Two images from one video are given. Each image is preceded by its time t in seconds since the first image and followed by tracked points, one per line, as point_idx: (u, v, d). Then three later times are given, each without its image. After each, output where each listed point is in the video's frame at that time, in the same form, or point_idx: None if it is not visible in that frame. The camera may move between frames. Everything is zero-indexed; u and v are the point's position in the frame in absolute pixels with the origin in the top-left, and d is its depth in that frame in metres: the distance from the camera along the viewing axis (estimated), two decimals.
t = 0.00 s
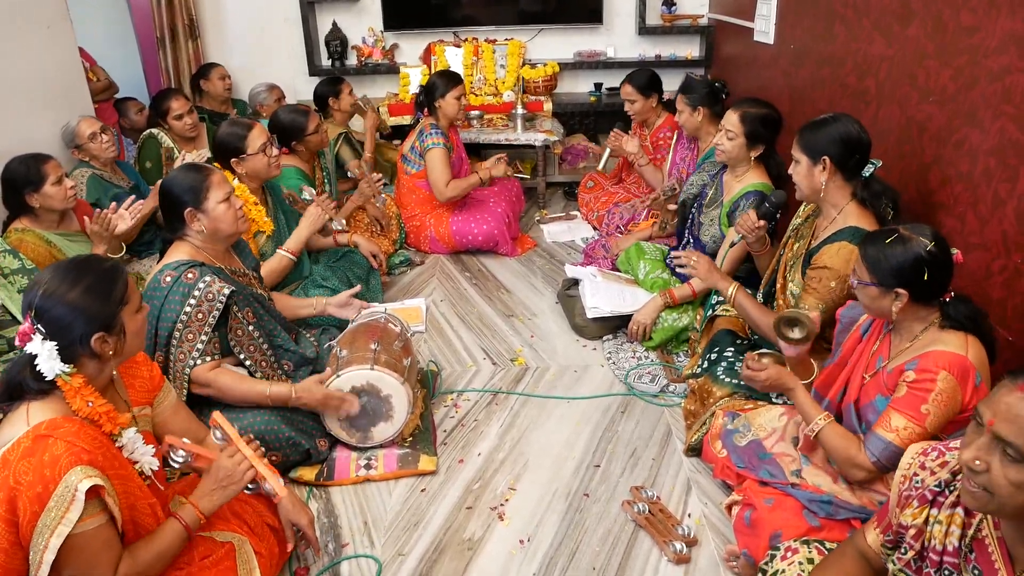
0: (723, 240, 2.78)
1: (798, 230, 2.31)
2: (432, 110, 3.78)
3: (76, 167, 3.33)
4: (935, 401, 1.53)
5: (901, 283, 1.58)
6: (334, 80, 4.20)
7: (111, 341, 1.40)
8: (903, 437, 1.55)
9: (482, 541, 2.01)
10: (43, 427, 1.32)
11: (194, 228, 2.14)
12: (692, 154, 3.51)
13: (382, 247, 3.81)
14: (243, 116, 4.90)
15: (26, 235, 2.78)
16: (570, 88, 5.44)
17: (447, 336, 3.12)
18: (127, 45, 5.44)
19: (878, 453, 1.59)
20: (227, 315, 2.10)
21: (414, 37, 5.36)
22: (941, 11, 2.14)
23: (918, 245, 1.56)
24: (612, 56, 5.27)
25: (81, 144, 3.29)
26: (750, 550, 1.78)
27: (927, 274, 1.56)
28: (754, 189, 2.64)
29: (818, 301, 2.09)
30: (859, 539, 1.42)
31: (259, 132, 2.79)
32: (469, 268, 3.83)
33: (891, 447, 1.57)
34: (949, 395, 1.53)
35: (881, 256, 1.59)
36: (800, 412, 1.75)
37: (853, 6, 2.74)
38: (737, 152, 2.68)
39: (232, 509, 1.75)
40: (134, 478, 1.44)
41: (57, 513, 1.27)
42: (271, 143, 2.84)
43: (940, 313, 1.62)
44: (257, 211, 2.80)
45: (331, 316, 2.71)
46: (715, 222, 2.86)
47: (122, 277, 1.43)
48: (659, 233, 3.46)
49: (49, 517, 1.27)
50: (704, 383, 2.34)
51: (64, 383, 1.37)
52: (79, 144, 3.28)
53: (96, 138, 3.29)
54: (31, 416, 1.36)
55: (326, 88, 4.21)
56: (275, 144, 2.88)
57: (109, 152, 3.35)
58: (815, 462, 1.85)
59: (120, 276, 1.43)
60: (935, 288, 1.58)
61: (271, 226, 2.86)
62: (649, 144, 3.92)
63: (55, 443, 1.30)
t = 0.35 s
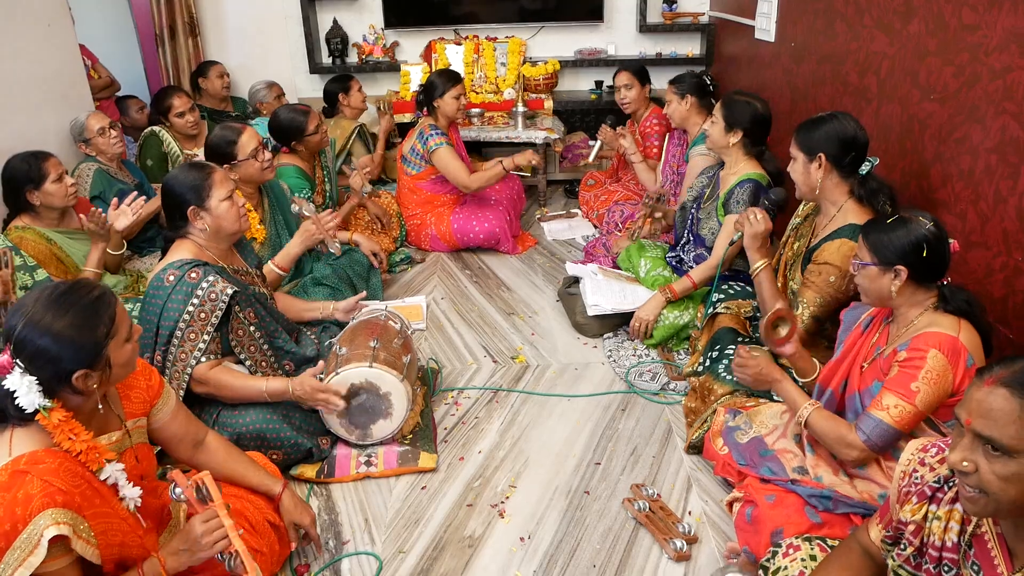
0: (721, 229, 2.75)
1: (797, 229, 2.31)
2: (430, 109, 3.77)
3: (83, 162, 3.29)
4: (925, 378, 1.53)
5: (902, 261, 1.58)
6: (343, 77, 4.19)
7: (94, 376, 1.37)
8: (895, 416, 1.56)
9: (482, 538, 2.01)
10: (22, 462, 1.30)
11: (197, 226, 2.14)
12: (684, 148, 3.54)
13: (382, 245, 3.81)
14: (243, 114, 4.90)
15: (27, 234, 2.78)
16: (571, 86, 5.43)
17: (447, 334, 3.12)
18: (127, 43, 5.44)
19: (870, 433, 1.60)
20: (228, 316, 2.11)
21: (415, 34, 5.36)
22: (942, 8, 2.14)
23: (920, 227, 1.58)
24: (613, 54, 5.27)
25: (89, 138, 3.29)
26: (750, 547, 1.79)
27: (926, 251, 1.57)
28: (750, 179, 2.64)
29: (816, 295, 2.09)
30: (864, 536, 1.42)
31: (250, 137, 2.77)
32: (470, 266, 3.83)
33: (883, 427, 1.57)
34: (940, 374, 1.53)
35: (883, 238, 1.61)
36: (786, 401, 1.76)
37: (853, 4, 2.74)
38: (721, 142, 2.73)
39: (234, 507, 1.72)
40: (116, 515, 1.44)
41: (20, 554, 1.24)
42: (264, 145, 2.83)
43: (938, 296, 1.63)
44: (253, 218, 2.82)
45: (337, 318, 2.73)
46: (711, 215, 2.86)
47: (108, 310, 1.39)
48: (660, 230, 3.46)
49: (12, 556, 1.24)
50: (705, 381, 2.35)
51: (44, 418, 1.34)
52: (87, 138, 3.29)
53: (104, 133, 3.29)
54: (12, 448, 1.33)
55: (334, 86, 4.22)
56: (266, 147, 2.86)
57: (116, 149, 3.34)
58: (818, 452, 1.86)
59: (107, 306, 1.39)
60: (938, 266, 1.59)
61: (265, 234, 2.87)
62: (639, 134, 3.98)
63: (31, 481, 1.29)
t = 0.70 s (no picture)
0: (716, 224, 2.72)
1: (800, 228, 2.31)
2: (431, 109, 3.76)
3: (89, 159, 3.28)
4: (930, 377, 1.53)
5: (909, 255, 1.58)
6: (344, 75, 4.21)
7: (83, 386, 1.36)
8: (900, 416, 1.55)
9: (482, 537, 2.01)
10: (14, 468, 1.31)
11: (197, 224, 2.14)
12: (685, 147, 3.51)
13: (382, 243, 3.81)
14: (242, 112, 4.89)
15: (27, 232, 2.78)
16: (571, 84, 5.43)
17: (447, 332, 3.12)
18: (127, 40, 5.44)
19: (876, 432, 1.59)
20: (228, 313, 2.11)
21: (415, 33, 5.35)
22: (942, 6, 2.14)
23: (929, 222, 1.58)
24: (613, 52, 5.27)
25: (97, 133, 3.29)
26: (750, 546, 1.78)
27: (933, 246, 1.57)
28: (744, 172, 2.63)
29: (806, 292, 2.09)
30: (859, 536, 1.43)
31: (255, 134, 2.77)
32: (470, 264, 3.83)
33: (889, 426, 1.57)
34: (943, 372, 1.53)
35: (890, 232, 1.59)
36: (805, 388, 1.76)
37: (854, 2, 2.73)
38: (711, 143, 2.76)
39: (234, 506, 1.72)
40: (110, 521, 1.43)
41: (8, 564, 1.25)
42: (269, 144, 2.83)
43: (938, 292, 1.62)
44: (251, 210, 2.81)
45: (337, 317, 2.73)
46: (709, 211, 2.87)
47: (97, 318, 1.38)
48: (660, 229, 3.46)
49: None
50: (705, 380, 2.34)
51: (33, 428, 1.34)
52: (95, 133, 3.29)
53: (113, 129, 3.29)
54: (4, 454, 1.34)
55: (335, 84, 4.23)
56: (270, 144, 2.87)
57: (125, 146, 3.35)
58: (818, 452, 1.86)
59: (95, 314, 1.38)
60: (943, 263, 1.59)
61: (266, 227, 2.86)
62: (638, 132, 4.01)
63: (21, 488, 1.29)
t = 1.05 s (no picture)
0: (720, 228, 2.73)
1: (798, 227, 2.31)
2: (433, 106, 3.78)
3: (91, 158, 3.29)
4: (939, 391, 1.52)
5: (920, 261, 1.57)
6: (335, 74, 4.19)
7: (88, 356, 1.37)
8: (907, 428, 1.55)
9: (482, 535, 2.01)
10: (19, 442, 1.31)
11: (197, 223, 2.14)
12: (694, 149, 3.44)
13: (382, 242, 3.80)
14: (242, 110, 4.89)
15: (26, 230, 2.78)
16: (571, 83, 5.43)
17: (447, 331, 3.11)
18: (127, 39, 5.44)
19: (881, 444, 1.59)
20: (225, 314, 2.11)
21: (415, 32, 5.35)
22: (942, 6, 2.14)
23: (944, 228, 1.56)
24: (613, 51, 5.27)
25: (102, 129, 3.27)
26: (750, 544, 1.78)
27: (949, 254, 1.56)
28: (746, 175, 2.62)
29: (808, 301, 2.10)
30: (862, 536, 1.43)
31: (256, 124, 2.79)
32: (470, 263, 3.83)
33: (895, 438, 1.57)
34: (952, 386, 1.53)
35: (904, 235, 1.58)
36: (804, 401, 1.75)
37: (854, 1, 2.73)
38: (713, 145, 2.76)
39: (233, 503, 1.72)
40: (113, 496, 1.42)
41: (24, 532, 1.24)
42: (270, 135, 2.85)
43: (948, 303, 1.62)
44: (253, 204, 2.79)
45: (338, 317, 2.74)
46: (710, 212, 2.88)
47: (100, 290, 1.39)
48: (660, 228, 3.46)
49: (17, 534, 1.23)
50: (704, 378, 2.34)
51: (39, 400, 1.34)
52: (99, 129, 3.28)
53: (118, 125, 3.29)
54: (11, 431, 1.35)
55: (326, 83, 4.21)
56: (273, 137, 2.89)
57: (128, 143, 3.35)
58: (816, 454, 1.85)
59: (98, 286, 1.39)
60: (953, 271, 1.59)
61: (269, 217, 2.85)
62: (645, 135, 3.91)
63: (28, 458, 1.29)
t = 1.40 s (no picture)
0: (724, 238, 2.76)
1: (799, 230, 2.30)
2: (437, 104, 3.79)
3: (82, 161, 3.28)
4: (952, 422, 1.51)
5: (928, 285, 1.55)
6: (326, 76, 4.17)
7: (100, 332, 1.40)
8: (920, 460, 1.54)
9: (481, 536, 2.01)
10: (43, 416, 1.33)
11: (198, 223, 2.14)
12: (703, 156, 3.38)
13: (382, 243, 3.81)
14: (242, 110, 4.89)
15: (25, 230, 2.78)
16: (570, 84, 5.43)
17: (447, 332, 3.11)
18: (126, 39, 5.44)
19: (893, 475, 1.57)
20: (227, 315, 2.11)
21: (415, 32, 5.35)
22: (942, 6, 2.14)
23: (952, 247, 1.54)
24: (613, 52, 5.27)
25: (94, 129, 3.27)
26: (750, 546, 1.78)
27: (959, 278, 1.54)
28: (755, 184, 2.63)
29: (806, 315, 2.08)
30: (860, 536, 1.43)
31: (268, 123, 2.78)
32: (469, 264, 3.83)
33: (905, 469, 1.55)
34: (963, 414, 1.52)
35: (914, 255, 1.55)
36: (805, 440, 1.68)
37: (854, 1, 2.73)
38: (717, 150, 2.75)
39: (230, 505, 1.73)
40: (130, 467, 1.45)
41: (58, 500, 1.28)
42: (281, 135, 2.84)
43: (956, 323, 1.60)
44: (259, 199, 2.81)
45: (334, 319, 2.74)
46: (714, 220, 2.87)
47: (114, 271, 1.43)
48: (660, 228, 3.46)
49: (49, 502, 1.28)
50: (704, 381, 2.32)
51: (56, 370, 1.38)
52: (91, 129, 3.27)
53: (111, 127, 3.30)
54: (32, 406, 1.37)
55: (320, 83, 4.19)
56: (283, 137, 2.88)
57: (118, 145, 3.34)
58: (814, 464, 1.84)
59: (113, 268, 1.43)
60: (964, 294, 1.57)
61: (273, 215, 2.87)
62: (658, 143, 3.89)
63: (56, 431, 1.32)
